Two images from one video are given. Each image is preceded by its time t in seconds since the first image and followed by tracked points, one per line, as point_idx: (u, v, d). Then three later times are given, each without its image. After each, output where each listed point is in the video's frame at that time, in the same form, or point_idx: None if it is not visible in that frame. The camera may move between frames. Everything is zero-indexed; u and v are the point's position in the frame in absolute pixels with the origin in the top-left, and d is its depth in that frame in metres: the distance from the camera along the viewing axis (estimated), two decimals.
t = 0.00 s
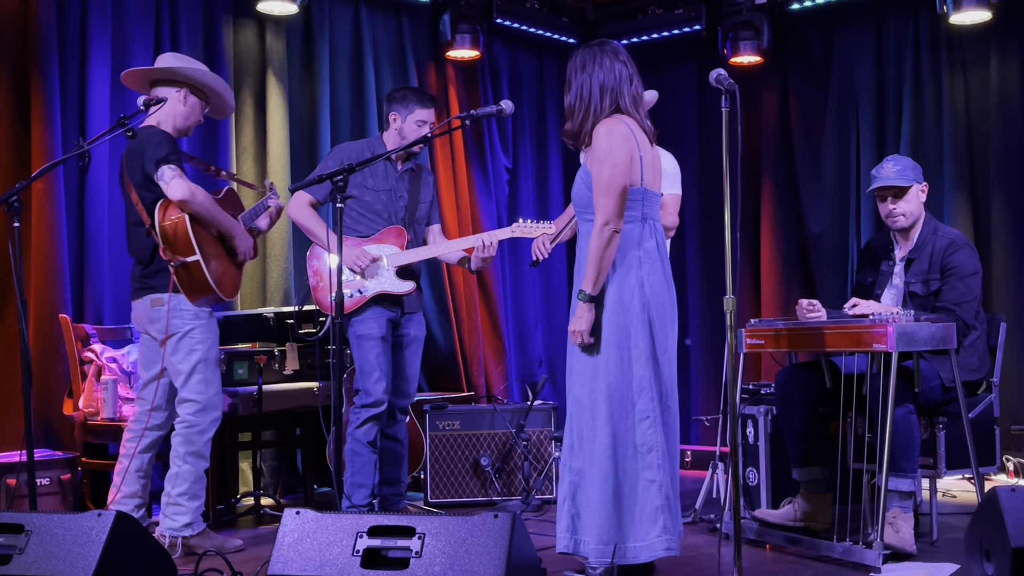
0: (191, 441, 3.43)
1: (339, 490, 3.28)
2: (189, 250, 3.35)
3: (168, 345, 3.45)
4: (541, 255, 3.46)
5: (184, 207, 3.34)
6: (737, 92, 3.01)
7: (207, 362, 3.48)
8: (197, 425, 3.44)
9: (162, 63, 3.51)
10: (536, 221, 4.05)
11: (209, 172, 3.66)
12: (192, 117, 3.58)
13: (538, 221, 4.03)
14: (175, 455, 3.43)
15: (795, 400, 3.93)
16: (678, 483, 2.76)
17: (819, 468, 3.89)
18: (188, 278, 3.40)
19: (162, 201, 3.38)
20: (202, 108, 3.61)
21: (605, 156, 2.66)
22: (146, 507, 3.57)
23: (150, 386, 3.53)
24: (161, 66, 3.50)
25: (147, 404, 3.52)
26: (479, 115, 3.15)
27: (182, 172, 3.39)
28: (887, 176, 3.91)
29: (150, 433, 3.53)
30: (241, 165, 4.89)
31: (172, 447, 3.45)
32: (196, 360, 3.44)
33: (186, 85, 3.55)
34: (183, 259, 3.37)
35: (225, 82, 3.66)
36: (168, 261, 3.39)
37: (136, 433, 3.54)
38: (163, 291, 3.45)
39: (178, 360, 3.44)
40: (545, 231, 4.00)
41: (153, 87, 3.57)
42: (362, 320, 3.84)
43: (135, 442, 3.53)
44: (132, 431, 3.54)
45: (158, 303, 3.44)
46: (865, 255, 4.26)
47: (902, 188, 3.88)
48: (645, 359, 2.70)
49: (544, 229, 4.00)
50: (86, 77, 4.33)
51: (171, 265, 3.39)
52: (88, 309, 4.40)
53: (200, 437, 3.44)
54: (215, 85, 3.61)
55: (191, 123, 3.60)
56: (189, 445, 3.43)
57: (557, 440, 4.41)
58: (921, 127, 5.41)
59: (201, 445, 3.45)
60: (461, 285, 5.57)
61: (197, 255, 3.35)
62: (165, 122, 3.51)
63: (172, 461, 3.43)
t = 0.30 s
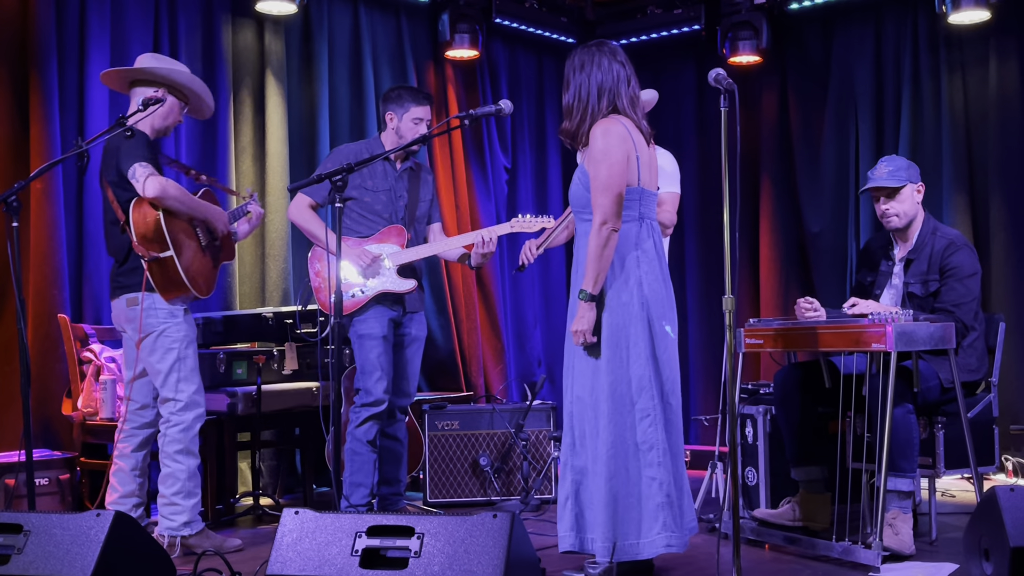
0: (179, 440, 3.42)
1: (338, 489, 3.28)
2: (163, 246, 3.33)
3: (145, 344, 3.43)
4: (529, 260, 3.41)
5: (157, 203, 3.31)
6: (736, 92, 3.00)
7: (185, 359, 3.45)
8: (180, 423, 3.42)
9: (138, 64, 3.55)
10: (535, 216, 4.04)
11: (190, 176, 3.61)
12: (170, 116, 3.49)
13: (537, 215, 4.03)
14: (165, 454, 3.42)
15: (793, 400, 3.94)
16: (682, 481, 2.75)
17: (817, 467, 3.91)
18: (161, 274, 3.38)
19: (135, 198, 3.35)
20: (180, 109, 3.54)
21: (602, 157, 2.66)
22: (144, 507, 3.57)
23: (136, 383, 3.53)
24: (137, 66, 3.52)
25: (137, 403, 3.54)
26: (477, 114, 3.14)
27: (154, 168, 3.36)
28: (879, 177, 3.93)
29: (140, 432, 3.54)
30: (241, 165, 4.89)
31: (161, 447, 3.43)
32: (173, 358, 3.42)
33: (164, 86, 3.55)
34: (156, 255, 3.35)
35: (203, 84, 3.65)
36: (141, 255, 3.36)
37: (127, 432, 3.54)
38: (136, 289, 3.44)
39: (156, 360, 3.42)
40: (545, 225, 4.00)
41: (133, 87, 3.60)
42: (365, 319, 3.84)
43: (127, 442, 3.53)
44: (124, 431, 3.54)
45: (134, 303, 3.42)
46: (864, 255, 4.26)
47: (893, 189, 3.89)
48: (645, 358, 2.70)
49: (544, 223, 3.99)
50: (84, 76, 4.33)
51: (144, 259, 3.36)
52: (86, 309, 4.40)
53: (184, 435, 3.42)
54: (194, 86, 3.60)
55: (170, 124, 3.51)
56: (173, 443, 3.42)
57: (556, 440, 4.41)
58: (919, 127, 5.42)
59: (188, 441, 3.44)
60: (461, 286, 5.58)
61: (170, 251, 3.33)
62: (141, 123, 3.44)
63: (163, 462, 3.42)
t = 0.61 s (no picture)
0: (170, 440, 3.42)
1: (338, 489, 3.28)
2: (148, 241, 3.32)
3: (132, 344, 3.44)
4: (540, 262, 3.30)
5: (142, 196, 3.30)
6: (734, 91, 2.99)
7: (174, 359, 3.45)
8: (172, 423, 3.42)
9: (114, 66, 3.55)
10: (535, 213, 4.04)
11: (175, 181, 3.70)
12: (153, 116, 3.43)
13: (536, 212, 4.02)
14: (158, 455, 3.42)
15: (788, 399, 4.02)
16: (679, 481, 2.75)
17: (813, 467, 3.97)
18: (145, 270, 3.37)
19: (121, 194, 3.35)
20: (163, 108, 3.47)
21: (602, 160, 2.66)
22: (143, 506, 3.57)
23: (128, 384, 3.54)
24: (113, 68, 3.53)
25: (133, 403, 3.53)
26: (476, 114, 3.13)
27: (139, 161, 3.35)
28: (878, 171, 3.95)
29: (137, 432, 3.54)
30: (240, 164, 4.89)
31: (154, 447, 3.44)
32: (160, 358, 3.42)
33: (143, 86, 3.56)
34: (141, 249, 3.34)
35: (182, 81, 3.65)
36: (126, 249, 3.35)
37: (124, 432, 3.54)
38: (121, 289, 3.44)
39: (144, 360, 3.42)
40: (545, 222, 4.00)
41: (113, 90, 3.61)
42: (367, 319, 3.84)
43: (124, 442, 3.53)
44: (121, 431, 3.53)
45: (120, 305, 3.42)
46: (864, 256, 4.25)
47: (888, 185, 3.91)
48: (641, 358, 2.70)
49: (544, 218, 3.99)
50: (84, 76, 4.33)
51: (129, 253, 3.35)
52: (85, 308, 4.40)
53: (176, 434, 3.43)
54: (172, 83, 3.61)
55: (152, 123, 3.46)
56: (167, 444, 3.42)
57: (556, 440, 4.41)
58: (918, 127, 5.42)
59: (181, 441, 3.44)
60: (460, 285, 5.58)
61: (155, 244, 3.32)
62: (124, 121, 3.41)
63: (157, 462, 3.42)
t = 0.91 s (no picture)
0: (169, 439, 3.44)
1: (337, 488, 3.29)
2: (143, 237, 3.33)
3: (132, 342, 3.45)
4: (551, 248, 3.18)
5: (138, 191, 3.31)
6: (733, 91, 3.00)
7: (172, 358, 3.46)
8: (170, 422, 3.44)
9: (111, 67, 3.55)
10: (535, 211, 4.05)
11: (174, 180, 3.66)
12: (151, 117, 3.43)
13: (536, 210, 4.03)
14: (157, 454, 3.44)
15: (784, 398, 4.02)
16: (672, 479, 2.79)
17: (814, 465, 3.94)
18: (142, 267, 3.36)
19: (117, 193, 3.35)
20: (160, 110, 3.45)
21: (607, 163, 2.68)
22: (143, 505, 3.59)
23: (128, 383, 3.55)
24: (111, 68, 3.54)
25: (133, 402, 3.54)
26: (475, 114, 3.14)
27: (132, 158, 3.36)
28: (878, 168, 4.01)
29: (137, 431, 3.55)
30: (240, 164, 4.91)
31: (152, 446, 3.45)
32: (159, 357, 3.43)
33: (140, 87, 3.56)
34: (137, 246, 3.34)
35: (178, 82, 3.67)
36: (122, 246, 3.35)
37: (124, 431, 3.56)
38: (118, 288, 3.45)
39: (142, 359, 3.43)
40: (545, 220, 4.01)
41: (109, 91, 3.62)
42: (369, 318, 3.86)
43: (123, 441, 3.55)
44: (121, 430, 3.55)
45: (119, 304, 3.43)
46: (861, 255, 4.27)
47: (885, 179, 3.95)
48: (641, 358, 2.73)
49: (544, 217, 4.00)
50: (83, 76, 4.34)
51: (125, 250, 3.35)
52: (85, 308, 4.41)
53: (174, 433, 3.44)
54: (169, 84, 3.62)
55: (150, 125, 3.45)
56: (165, 443, 3.43)
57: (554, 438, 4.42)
58: (915, 127, 5.44)
59: (179, 440, 3.45)
60: (458, 284, 5.60)
61: (149, 240, 3.32)
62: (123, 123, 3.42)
63: (156, 461, 3.44)
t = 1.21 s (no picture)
0: (171, 438, 3.44)
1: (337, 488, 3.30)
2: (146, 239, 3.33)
3: (134, 342, 3.46)
4: (558, 240, 3.12)
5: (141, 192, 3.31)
6: (731, 91, 3.01)
7: (175, 357, 3.47)
8: (172, 421, 3.45)
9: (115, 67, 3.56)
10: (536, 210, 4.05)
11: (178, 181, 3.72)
12: (155, 118, 3.46)
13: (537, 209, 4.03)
14: (158, 453, 3.44)
15: (782, 398, 3.98)
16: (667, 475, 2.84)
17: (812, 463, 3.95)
18: (143, 268, 3.38)
19: (120, 193, 3.35)
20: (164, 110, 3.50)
21: (613, 167, 2.69)
22: (143, 504, 3.60)
23: (130, 382, 3.56)
24: (115, 69, 3.55)
25: (134, 401, 3.56)
26: (474, 114, 3.15)
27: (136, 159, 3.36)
28: (879, 166, 4.02)
29: (138, 431, 3.56)
30: (240, 164, 4.92)
31: (154, 446, 3.46)
32: (162, 357, 3.44)
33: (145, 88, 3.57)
34: (139, 247, 3.34)
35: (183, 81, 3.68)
36: (124, 246, 3.36)
37: (125, 431, 3.57)
38: (121, 288, 3.46)
39: (145, 358, 3.44)
40: (545, 219, 4.01)
41: (113, 91, 3.63)
42: (371, 318, 3.87)
43: (124, 441, 3.56)
44: (122, 430, 3.56)
45: (121, 303, 3.43)
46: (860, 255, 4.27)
47: (886, 178, 3.96)
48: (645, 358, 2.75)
49: (544, 216, 4.00)
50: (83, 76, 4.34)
51: (127, 250, 3.36)
52: (85, 308, 4.42)
53: (176, 433, 3.45)
54: (173, 84, 3.63)
55: (154, 125, 3.49)
56: (167, 442, 3.44)
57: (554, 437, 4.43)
58: (914, 128, 5.46)
59: (181, 439, 3.46)
60: (458, 284, 5.61)
61: (151, 242, 3.33)
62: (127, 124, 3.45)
63: (158, 460, 3.44)
